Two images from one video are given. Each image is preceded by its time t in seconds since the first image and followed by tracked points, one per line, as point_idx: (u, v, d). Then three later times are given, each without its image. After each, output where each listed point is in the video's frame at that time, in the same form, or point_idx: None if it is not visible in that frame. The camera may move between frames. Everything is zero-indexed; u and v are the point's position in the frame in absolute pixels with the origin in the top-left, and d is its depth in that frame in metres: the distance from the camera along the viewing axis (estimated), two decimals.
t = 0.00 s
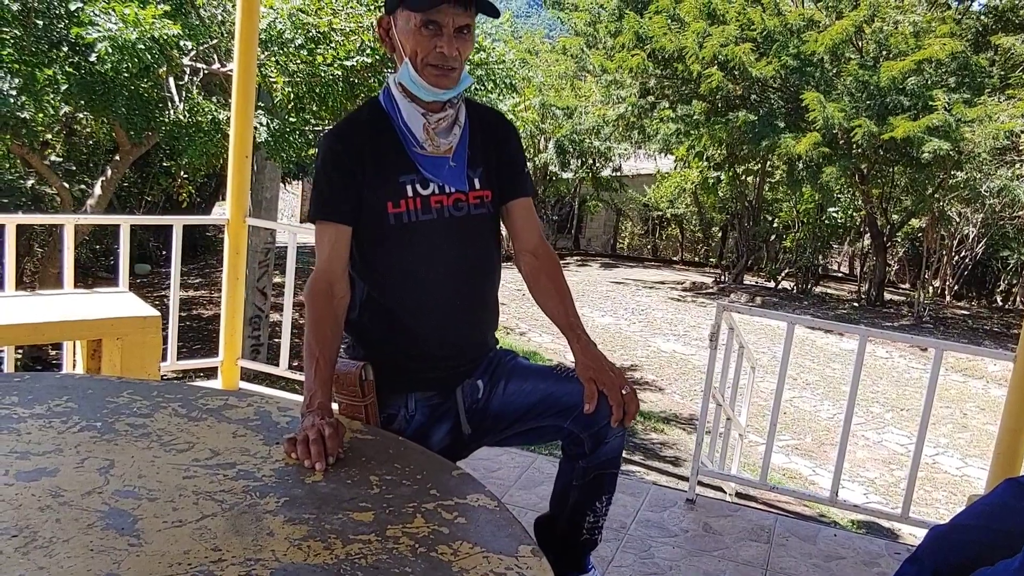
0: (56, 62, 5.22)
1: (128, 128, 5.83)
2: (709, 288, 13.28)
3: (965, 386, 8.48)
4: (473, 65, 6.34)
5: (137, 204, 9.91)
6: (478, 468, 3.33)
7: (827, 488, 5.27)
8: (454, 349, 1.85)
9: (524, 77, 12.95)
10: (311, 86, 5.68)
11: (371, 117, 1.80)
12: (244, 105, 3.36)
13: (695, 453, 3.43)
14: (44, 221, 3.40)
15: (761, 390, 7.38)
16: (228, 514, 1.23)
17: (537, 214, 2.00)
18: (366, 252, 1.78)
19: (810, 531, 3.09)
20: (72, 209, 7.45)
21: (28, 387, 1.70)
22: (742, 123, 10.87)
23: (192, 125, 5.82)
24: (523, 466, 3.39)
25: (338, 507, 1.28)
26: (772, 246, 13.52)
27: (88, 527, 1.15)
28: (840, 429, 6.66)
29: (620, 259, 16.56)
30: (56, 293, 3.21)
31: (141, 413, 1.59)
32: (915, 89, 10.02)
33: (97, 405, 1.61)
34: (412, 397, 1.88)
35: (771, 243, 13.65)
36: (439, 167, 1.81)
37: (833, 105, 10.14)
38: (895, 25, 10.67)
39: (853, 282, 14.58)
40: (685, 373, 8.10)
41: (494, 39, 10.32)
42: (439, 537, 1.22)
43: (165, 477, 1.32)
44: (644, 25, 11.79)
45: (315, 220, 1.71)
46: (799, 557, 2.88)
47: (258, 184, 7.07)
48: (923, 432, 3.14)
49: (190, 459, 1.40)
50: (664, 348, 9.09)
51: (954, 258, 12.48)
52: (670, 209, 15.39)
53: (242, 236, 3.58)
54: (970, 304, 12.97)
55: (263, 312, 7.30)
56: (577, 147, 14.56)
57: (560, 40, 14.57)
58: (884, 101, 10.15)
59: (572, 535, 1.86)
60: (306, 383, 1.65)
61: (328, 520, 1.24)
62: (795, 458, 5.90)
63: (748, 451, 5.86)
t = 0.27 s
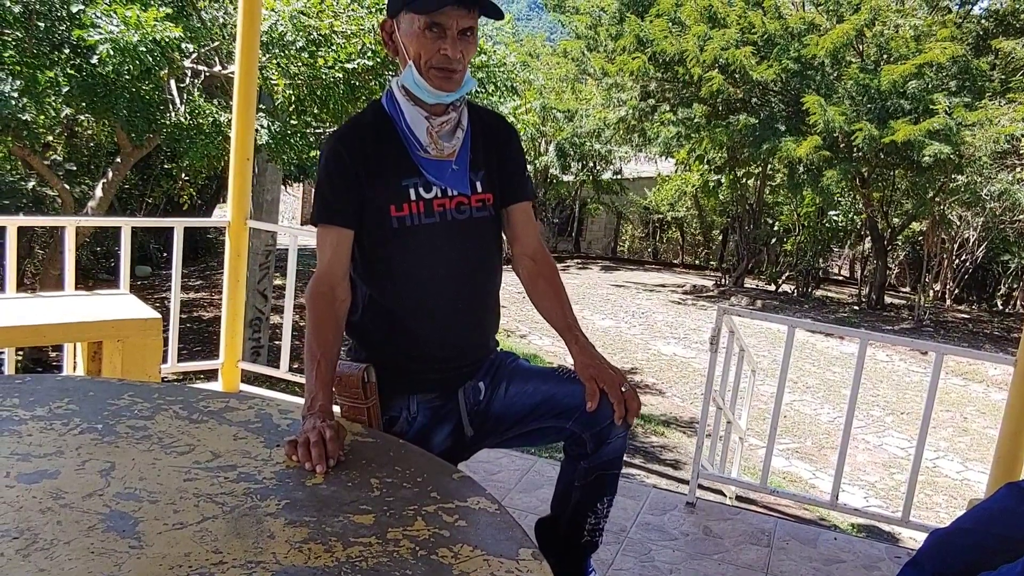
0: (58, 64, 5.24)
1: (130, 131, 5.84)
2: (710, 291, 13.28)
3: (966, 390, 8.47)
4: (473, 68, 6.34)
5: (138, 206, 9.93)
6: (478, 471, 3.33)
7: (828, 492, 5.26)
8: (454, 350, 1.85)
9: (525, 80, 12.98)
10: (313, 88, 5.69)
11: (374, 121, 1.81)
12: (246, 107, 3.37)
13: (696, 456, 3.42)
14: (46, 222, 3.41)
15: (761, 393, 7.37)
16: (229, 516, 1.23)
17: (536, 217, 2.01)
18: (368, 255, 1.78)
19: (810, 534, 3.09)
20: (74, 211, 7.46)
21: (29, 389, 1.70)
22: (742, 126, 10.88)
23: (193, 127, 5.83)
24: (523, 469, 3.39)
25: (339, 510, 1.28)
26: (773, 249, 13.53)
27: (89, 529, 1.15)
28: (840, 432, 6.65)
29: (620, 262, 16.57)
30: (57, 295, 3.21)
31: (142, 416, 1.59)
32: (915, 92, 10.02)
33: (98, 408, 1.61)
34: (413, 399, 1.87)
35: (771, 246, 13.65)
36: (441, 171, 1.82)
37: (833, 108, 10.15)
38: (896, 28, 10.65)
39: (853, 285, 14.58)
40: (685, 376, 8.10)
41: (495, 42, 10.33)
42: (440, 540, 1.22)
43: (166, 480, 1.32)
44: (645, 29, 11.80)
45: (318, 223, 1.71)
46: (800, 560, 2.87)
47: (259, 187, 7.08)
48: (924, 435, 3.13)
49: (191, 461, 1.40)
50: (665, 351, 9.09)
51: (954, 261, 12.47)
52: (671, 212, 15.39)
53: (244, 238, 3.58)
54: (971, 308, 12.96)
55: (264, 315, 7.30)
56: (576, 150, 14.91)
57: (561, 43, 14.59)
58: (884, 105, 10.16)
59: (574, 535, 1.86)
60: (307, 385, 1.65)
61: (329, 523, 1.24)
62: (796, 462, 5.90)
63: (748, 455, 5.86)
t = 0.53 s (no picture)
0: (59, 67, 5.26)
1: (131, 134, 5.85)
2: (710, 295, 13.28)
3: (966, 395, 8.46)
4: (474, 72, 6.35)
5: (139, 209, 9.93)
6: (477, 475, 3.33)
7: (827, 496, 5.26)
8: (453, 354, 1.85)
9: (525, 83, 13.00)
10: (314, 92, 5.70)
11: (375, 126, 1.81)
12: (246, 111, 3.37)
13: (695, 461, 3.42)
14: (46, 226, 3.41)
15: (761, 398, 7.37)
16: (227, 521, 1.23)
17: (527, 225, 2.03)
18: (368, 259, 1.78)
19: (809, 540, 3.08)
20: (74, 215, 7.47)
21: (28, 393, 1.70)
22: (743, 130, 10.89)
23: (193, 131, 5.83)
24: (522, 473, 3.39)
25: (336, 515, 1.28)
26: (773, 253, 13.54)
27: (87, 534, 1.15)
28: (840, 437, 6.65)
29: (621, 266, 16.57)
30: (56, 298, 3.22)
31: (141, 420, 1.59)
32: (916, 97, 10.03)
33: (97, 412, 1.61)
34: (412, 404, 1.88)
35: (772, 250, 13.64)
36: (442, 175, 1.82)
37: (834, 113, 10.16)
38: (897, 33, 10.64)
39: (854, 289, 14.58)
40: (685, 380, 8.09)
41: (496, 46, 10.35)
42: (437, 545, 1.22)
43: (164, 484, 1.33)
44: (646, 33, 11.82)
45: (319, 227, 1.71)
46: (799, 565, 2.87)
47: (259, 190, 7.09)
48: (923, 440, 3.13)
49: (189, 466, 1.40)
50: (665, 356, 9.08)
51: (954, 266, 12.47)
52: (671, 216, 15.39)
53: (244, 241, 3.58)
54: (971, 312, 12.96)
55: (264, 318, 7.30)
56: (577, 155, 14.95)
57: (562, 47, 14.62)
58: (885, 110, 10.18)
59: (570, 543, 1.86)
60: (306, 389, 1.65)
61: (326, 528, 1.24)
62: (795, 467, 5.89)
63: (748, 459, 5.85)
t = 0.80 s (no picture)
0: (61, 72, 5.28)
1: (133, 139, 5.87)
2: (711, 301, 13.27)
3: (968, 402, 8.44)
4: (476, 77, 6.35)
5: (141, 213, 9.95)
6: (478, 481, 3.33)
7: (829, 503, 5.25)
8: (453, 360, 1.84)
9: (527, 89, 13.03)
10: (315, 97, 5.71)
11: (379, 130, 1.82)
12: (248, 117, 3.38)
13: (696, 468, 3.42)
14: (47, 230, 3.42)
15: (763, 404, 7.36)
16: (226, 529, 1.23)
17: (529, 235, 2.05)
18: (369, 263, 1.78)
19: (810, 547, 3.08)
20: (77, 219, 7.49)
21: (29, 399, 1.70)
22: (745, 136, 10.91)
23: (196, 136, 5.85)
24: (523, 479, 3.38)
25: (336, 523, 1.28)
26: (775, 259, 13.55)
27: (86, 541, 1.15)
28: (842, 443, 6.63)
29: (622, 271, 16.58)
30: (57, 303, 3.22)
31: (141, 427, 1.59)
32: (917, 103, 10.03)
33: (97, 418, 1.61)
34: (410, 413, 1.87)
35: (773, 256, 13.63)
36: (445, 180, 1.82)
37: (835, 119, 10.16)
38: (898, 40, 10.62)
39: (855, 295, 14.58)
40: (687, 386, 8.08)
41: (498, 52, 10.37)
42: (437, 554, 1.22)
43: (163, 492, 1.33)
44: (648, 39, 11.85)
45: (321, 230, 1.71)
46: (799, 573, 2.86)
47: (261, 195, 7.10)
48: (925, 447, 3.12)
49: (189, 473, 1.40)
50: (666, 361, 9.07)
51: (956, 272, 12.46)
52: (673, 221, 15.38)
53: (245, 246, 3.58)
54: (973, 319, 12.94)
55: (265, 322, 7.30)
56: (579, 159, 15.05)
57: (564, 52, 14.65)
58: (886, 116, 10.19)
59: (572, 551, 1.86)
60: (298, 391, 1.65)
61: (326, 536, 1.24)
62: (797, 473, 5.88)
63: (749, 465, 5.84)
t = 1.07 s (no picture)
0: (69, 77, 5.31)
1: (140, 144, 5.88)
2: (716, 306, 13.24)
3: (974, 408, 8.40)
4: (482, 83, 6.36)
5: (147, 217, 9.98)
6: (484, 487, 3.32)
7: (835, 510, 5.23)
8: (458, 366, 1.84)
9: (532, 94, 13.05)
10: (322, 103, 5.72)
11: (387, 136, 1.83)
12: (256, 122, 3.39)
13: (703, 474, 3.41)
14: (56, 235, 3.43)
15: (768, 410, 7.34)
16: (237, 535, 1.23)
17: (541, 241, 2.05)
18: (375, 267, 1.78)
19: (818, 554, 3.06)
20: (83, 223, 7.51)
21: (40, 404, 1.70)
22: (750, 141, 10.91)
23: (203, 141, 5.86)
24: (529, 485, 3.38)
25: (347, 529, 1.28)
26: (780, 264, 13.53)
27: (98, 547, 1.15)
28: (848, 450, 6.61)
29: (627, 276, 16.56)
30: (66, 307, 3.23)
31: (152, 432, 1.60)
32: (923, 109, 10.03)
33: (108, 424, 1.62)
34: (417, 421, 1.86)
35: (778, 261, 13.59)
36: (452, 186, 1.82)
37: (841, 124, 10.15)
38: (904, 45, 10.58)
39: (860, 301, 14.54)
40: (692, 392, 8.07)
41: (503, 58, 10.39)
42: (447, 560, 1.21)
43: (174, 497, 1.33)
44: (653, 44, 11.86)
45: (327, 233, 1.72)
46: None
47: (267, 200, 7.12)
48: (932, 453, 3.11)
49: (199, 479, 1.41)
50: (671, 367, 9.06)
51: (962, 278, 12.42)
52: (677, 226, 15.37)
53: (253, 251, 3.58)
54: (978, 324, 12.90)
55: (270, 327, 7.31)
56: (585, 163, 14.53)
57: (569, 58, 14.67)
58: (892, 121, 10.18)
59: (581, 556, 1.88)
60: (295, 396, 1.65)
61: (337, 542, 1.24)
62: (802, 479, 5.86)
63: (755, 471, 5.83)
